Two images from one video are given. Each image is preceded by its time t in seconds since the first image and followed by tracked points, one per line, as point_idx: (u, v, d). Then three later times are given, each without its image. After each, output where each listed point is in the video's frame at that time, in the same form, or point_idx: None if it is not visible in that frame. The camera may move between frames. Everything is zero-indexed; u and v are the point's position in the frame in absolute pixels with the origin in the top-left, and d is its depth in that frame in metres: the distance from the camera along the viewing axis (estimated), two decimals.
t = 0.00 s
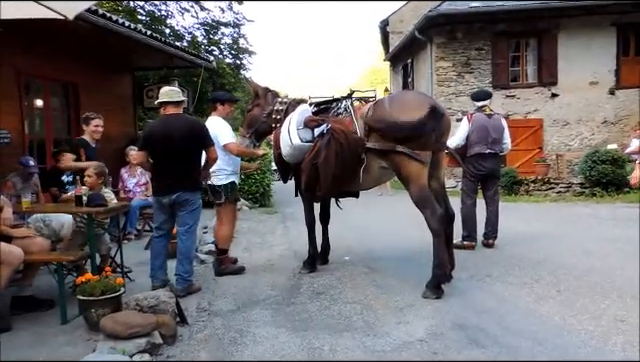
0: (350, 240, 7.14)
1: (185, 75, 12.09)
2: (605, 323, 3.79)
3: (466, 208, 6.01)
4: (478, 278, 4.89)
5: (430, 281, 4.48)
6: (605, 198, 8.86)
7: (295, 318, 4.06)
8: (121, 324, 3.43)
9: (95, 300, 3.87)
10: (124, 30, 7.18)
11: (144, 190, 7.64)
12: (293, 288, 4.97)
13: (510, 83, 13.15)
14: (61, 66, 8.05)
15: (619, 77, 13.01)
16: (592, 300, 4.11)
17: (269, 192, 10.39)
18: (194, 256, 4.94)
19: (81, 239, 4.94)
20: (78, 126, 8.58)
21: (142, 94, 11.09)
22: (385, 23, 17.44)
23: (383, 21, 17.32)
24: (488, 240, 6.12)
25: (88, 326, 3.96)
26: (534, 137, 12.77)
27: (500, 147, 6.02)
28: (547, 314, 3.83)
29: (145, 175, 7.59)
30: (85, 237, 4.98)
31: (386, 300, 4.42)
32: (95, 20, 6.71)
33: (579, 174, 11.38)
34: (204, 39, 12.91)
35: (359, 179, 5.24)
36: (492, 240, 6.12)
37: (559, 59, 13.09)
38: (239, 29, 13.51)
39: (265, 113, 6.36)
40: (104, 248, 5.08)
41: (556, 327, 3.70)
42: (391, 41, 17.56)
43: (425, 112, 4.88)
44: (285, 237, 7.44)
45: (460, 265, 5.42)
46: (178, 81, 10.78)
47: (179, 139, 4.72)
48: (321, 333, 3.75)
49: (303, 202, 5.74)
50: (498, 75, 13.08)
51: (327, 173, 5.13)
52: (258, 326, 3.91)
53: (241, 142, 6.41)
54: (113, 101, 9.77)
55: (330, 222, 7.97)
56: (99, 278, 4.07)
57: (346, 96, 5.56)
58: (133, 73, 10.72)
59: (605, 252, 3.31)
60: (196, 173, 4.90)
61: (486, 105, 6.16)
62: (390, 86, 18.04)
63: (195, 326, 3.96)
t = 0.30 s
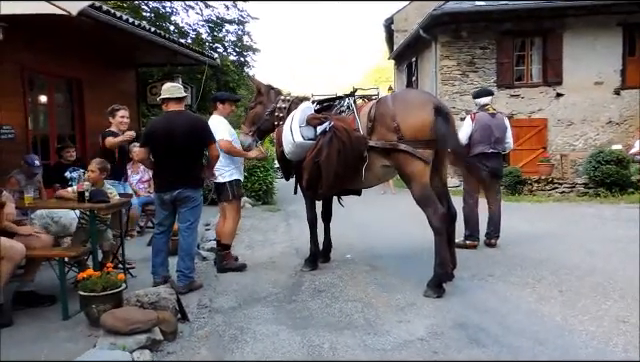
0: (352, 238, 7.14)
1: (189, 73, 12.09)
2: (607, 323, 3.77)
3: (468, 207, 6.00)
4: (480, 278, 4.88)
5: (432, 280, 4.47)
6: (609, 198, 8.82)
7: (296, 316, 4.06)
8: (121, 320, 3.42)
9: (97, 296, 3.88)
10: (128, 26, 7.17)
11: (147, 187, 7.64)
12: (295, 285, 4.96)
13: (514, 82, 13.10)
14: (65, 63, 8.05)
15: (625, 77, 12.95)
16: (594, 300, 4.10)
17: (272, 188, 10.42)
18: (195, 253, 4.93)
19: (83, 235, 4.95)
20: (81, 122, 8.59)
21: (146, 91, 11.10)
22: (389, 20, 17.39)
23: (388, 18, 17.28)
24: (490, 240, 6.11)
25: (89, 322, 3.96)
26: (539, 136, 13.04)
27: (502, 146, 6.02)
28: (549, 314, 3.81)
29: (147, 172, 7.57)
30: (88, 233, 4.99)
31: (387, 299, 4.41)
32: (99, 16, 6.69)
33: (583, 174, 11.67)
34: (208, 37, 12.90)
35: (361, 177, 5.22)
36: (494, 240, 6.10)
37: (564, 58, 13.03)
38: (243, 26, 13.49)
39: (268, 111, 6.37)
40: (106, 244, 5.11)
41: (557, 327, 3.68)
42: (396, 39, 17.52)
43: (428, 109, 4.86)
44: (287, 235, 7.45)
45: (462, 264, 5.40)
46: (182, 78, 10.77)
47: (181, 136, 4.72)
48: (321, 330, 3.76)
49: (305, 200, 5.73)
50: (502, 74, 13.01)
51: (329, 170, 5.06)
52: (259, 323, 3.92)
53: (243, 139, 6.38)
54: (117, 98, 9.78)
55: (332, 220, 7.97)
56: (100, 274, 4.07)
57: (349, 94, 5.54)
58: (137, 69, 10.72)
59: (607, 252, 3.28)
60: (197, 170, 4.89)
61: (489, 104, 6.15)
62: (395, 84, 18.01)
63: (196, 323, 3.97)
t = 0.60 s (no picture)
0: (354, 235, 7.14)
1: (191, 70, 12.07)
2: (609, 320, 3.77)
3: (471, 204, 5.99)
4: (482, 275, 4.87)
5: (434, 277, 4.46)
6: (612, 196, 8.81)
7: (297, 312, 4.06)
8: (122, 317, 3.42)
9: (99, 293, 3.88)
10: (130, 23, 7.17)
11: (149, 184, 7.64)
12: (297, 282, 4.96)
13: (517, 79, 13.06)
14: (66, 59, 8.03)
15: (628, 74, 12.89)
16: (596, 297, 4.09)
17: (274, 185, 10.41)
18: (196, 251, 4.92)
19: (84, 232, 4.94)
20: (84, 119, 8.60)
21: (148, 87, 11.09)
22: (392, 17, 17.33)
23: (390, 15, 17.21)
24: (492, 237, 6.10)
25: (90, 318, 3.96)
26: (541, 133, 12.99)
27: (504, 143, 5.99)
28: (551, 311, 3.81)
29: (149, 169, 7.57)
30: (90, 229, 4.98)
31: (388, 296, 4.40)
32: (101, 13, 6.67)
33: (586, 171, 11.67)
34: (210, 33, 12.85)
35: (363, 174, 5.21)
36: (496, 236, 6.09)
37: (567, 55, 12.98)
38: (245, 23, 13.45)
39: (270, 107, 6.36)
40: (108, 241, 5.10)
41: (559, 324, 3.67)
42: (399, 36, 17.47)
43: (430, 106, 4.85)
44: (289, 231, 7.45)
45: (464, 261, 5.39)
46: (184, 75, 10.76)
47: (185, 134, 4.73)
48: (323, 326, 3.76)
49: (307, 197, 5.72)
50: (505, 71, 12.97)
51: (330, 168, 5.06)
52: (260, 320, 3.92)
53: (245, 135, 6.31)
54: (119, 94, 9.77)
55: (334, 217, 7.97)
56: (102, 271, 4.07)
57: (351, 91, 5.52)
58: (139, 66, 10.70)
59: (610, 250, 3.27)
60: (197, 168, 4.88)
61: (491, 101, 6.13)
62: (397, 81, 17.97)
63: (198, 319, 3.97)
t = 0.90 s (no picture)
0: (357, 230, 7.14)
1: (195, 67, 12.07)
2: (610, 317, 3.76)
3: (473, 200, 5.98)
4: (484, 271, 4.86)
5: (436, 273, 4.46)
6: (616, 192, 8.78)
7: (299, 308, 4.07)
8: (125, 312, 3.43)
9: (102, 289, 3.90)
10: (133, 20, 7.16)
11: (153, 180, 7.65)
12: (299, 278, 4.97)
13: (521, 74, 13.01)
14: (69, 56, 8.02)
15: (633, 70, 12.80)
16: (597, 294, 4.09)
17: (277, 182, 10.44)
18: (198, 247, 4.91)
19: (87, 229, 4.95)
20: (87, 116, 8.63)
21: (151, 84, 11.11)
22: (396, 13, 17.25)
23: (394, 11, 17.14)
24: (495, 233, 6.09)
25: (93, 314, 3.98)
26: (546, 129, 12.95)
27: (507, 139, 5.99)
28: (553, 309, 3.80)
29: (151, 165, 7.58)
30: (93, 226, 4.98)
31: (390, 292, 4.40)
32: (103, 9, 6.66)
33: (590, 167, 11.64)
34: (213, 30, 12.81)
35: (365, 170, 5.21)
36: (499, 233, 6.09)
37: (572, 50, 12.87)
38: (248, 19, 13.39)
39: (271, 103, 6.40)
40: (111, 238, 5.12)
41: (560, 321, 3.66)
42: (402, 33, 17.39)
43: (432, 102, 4.83)
44: (291, 228, 7.46)
45: (466, 257, 5.37)
46: (187, 72, 10.76)
47: (182, 131, 4.77)
48: (324, 322, 3.76)
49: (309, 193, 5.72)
50: (509, 67, 12.92)
51: (332, 164, 5.02)
52: (262, 315, 3.93)
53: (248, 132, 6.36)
54: (122, 92, 9.78)
55: (336, 213, 7.98)
56: (105, 267, 4.09)
57: (353, 87, 5.52)
58: (142, 63, 10.70)
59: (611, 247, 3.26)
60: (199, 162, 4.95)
61: (494, 96, 6.12)
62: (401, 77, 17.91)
63: (200, 315, 3.98)
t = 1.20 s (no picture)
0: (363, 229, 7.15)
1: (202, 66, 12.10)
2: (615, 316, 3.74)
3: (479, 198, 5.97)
4: (490, 269, 4.85)
5: (441, 272, 4.45)
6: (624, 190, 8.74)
7: (305, 307, 4.08)
8: (130, 310, 3.46)
9: (108, 287, 3.94)
10: (139, 19, 7.17)
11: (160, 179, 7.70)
12: (304, 276, 4.98)
13: (529, 72, 12.93)
14: (77, 56, 8.07)
15: None
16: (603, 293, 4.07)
17: (284, 180, 10.47)
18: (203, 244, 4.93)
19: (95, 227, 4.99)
20: (95, 115, 8.69)
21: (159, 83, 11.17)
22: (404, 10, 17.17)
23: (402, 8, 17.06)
24: (502, 231, 6.10)
25: (100, 312, 4.01)
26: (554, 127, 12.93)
27: (514, 137, 5.94)
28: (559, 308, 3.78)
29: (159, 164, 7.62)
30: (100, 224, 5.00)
31: (395, 290, 4.41)
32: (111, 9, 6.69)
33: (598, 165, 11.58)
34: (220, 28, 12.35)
35: (371, 169, 5.21)
36: (506, 231, 6.10)
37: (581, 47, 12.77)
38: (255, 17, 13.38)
39: (275, 102, 6.46)
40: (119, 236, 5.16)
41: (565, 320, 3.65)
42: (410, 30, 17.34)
43: (437, 100, 4.83)
44: (298, 226, 7.48)
45: (472, 255, 5.36)
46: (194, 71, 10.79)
47: (185, 130, 4.80)
48: (329, 321, 3.77)
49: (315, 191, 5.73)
50: (517, 64, 12.84)
51: (338, 164, 5.06)
52: (267, 314, 3.94)
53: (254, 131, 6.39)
54: (130, 91, 9.84)
55: (343, 212, 8.00)
56: (111, 265, 4.13)
57: (358, 85, 5.51)
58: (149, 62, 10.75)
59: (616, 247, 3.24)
60: (203, 158, 4.97)
61: (500, 94, 6.10)
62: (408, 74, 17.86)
63: (206, 313, 4.00)
